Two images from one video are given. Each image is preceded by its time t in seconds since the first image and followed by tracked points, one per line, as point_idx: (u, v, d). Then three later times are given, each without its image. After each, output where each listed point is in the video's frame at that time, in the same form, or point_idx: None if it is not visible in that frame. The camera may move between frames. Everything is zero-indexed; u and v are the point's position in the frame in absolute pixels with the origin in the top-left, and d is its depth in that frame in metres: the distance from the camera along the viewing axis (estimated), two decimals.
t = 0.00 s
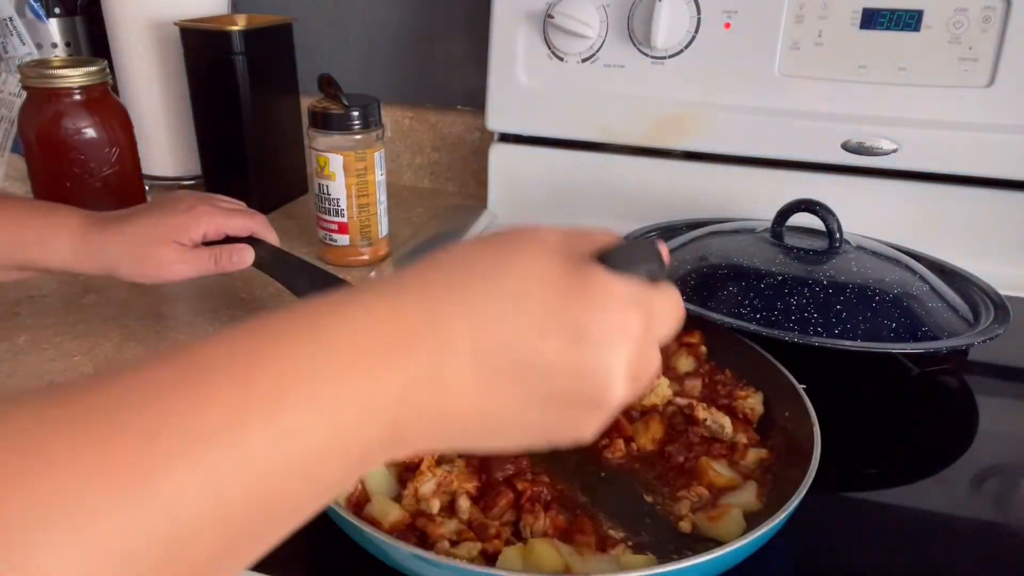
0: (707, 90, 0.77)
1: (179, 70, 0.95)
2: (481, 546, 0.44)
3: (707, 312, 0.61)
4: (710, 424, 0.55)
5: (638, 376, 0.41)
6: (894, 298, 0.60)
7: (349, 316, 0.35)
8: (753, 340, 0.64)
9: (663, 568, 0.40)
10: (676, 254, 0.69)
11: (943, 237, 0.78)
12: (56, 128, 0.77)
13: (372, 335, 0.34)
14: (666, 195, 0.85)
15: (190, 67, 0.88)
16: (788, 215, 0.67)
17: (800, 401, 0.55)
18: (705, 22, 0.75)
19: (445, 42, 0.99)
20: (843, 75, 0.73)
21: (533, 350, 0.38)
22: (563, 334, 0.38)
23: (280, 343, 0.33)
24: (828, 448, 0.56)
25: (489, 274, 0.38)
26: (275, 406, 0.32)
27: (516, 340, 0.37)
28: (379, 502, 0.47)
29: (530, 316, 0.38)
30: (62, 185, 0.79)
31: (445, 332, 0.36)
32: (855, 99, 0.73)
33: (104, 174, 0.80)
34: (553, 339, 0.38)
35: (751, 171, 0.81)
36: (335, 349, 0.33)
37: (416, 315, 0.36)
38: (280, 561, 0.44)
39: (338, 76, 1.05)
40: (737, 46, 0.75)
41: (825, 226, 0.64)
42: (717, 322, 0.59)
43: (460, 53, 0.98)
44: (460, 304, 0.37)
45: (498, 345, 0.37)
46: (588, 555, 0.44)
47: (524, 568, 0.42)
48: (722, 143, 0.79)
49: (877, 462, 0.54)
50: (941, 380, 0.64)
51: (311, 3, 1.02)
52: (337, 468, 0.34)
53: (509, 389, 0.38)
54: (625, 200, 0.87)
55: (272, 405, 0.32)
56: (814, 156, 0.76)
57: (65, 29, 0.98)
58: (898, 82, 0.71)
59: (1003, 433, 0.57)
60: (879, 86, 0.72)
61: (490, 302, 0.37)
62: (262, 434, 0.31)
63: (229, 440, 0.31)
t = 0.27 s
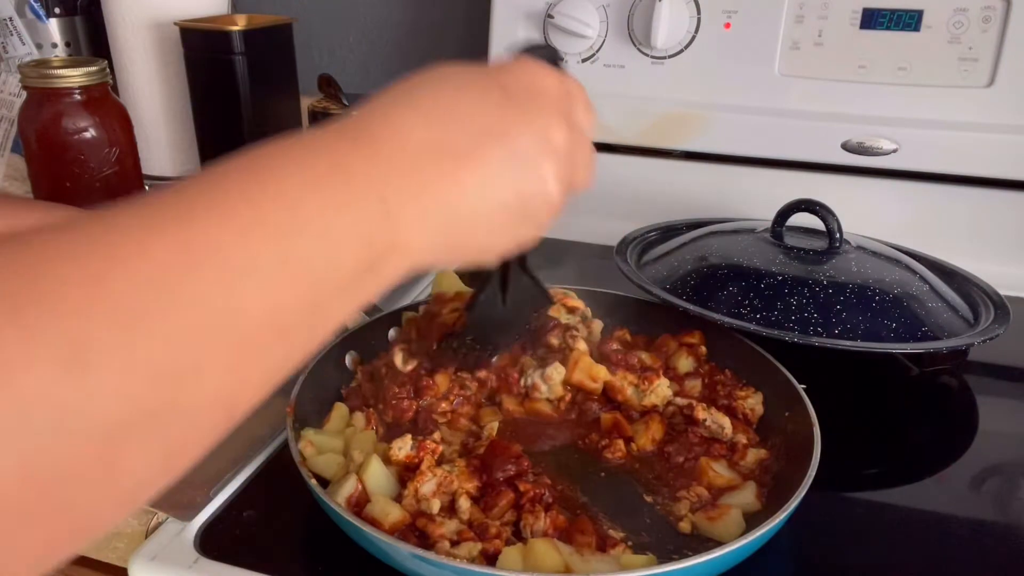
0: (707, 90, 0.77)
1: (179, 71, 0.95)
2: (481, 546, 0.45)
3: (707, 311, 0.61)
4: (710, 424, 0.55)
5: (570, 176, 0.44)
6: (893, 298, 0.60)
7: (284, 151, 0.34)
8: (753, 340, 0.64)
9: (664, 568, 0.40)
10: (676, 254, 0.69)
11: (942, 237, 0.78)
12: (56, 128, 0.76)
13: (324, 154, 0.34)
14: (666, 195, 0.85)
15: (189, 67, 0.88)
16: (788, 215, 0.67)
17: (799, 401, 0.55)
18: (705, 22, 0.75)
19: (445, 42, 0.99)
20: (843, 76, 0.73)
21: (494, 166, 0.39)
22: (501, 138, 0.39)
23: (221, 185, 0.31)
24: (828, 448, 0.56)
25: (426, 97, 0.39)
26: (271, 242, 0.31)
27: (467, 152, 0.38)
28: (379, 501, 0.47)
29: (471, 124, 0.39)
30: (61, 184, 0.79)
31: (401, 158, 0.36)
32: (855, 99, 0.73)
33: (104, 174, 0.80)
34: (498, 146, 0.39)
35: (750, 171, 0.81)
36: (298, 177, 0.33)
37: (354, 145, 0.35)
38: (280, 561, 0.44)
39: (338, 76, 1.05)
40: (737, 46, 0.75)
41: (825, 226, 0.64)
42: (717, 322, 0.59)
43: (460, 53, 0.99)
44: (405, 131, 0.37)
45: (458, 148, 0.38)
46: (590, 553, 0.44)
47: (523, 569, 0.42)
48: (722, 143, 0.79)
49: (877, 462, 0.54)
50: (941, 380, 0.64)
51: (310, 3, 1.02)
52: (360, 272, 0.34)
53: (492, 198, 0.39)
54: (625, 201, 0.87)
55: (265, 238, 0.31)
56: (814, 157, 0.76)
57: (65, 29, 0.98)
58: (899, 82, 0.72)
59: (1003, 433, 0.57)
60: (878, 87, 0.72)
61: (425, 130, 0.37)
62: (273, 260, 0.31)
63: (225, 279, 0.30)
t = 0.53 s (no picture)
0: (707, 90, 0.77)
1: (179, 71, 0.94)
2: (482, 546, 0.45)
3: (707, 311, 0.61)
4: (710, 425, 0.55)
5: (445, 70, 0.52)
6: (894, 299, 0.60)
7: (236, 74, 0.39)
8: (753, 340, 0.64)
9: (665, 568, 0.40)
10: (676, 254, 0.69)
11: (943, 237, 0.78)
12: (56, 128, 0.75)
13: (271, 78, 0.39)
14: (666, 194, 0.85)
15: (190, 67, 0.88)
16: (788, 215, 0.66)
17: (799, 401, 0.55)
18: (705, 22, 0.75)
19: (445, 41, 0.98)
20: (843, 76, 0.73)
21: (394, 76, 0.45)
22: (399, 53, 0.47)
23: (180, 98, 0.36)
24: (828, 448, 0.56)
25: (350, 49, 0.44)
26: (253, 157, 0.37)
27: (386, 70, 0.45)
28: (379, 502, 0.47)
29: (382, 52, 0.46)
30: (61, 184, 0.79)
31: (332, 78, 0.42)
32: (855, 99, 0.73)
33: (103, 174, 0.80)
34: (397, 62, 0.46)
35: (750, 171, 0.81)
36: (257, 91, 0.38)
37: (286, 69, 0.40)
38: (281, 562, 0.44)
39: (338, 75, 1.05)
40: (737, 46, 0.75)
41: (825, 226, 0.64)
42: (717, 322, 0.59)
43: (461, 53, 0.98)
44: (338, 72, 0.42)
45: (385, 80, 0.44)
46: (591, 553, 0.44)
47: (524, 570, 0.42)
48: (722, 143, 0.79)
49: (877, 462, 0.54)
50: (941, 380, 0.64)
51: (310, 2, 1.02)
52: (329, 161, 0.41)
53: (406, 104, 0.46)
54: (625, 201, 0.87)
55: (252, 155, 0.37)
56: (814, 157, 0.76)
57: (65, 29, 0.98)
58: (899, 82, 0.72)
59: (1003, 434, 0.57)
60: (879, 87, 0.72)
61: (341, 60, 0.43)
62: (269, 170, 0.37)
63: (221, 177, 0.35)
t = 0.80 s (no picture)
0: (707, 91, 0.77)
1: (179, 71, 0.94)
2: (482, 548, 0.45)
3: (707, 312, 0.61)
4: (717, 431, 0.54)
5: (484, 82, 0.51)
6: (894, 299, 0.60)
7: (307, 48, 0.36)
8: (753, 340, 0.64)
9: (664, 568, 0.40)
10: (675, 254, 0.69)
11: (943, 237, 0.78)
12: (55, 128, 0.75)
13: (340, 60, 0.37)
14: (666, 194, 0.85)
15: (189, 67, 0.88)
16: (788, 215, 0.67)
17: (802, 403, 0.55)
18: (705, 23, 0.75)
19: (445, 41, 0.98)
20: (843, 76, 0.73)
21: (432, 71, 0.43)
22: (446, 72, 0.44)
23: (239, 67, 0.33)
24: (828, 448, 0.56)
25: (406, 37, 0.42)
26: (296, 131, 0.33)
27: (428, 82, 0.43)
28: (380, 502, 0.47)
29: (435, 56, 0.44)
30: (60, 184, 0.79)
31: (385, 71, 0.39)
32: (855, 99, 0.73)
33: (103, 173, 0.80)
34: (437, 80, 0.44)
35: (750, 171, 0.81)
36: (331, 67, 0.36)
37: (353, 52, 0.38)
38: (282, 562, 0.44)
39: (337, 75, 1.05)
40: (737, 46, 0.75)
41: (825, 226, 0.64)
42: (717, 322, 0.59)
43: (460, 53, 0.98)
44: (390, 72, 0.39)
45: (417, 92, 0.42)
46: (605, 560, 0.43)
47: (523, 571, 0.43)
48: (722, 143, 0.79)
49: (878, 462, 0.54)
50: (941, 380, 0.64)
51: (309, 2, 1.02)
52: (360, 145, 0.37)
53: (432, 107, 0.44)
54: (625, 201, 0.87)
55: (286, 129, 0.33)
56: (814, 157, 0.76)
57: (65, 30, 0.98)
58: (898, 82, 0.72)
59: (1003, 433, 0.57)
60: (878, 87, 0.72)
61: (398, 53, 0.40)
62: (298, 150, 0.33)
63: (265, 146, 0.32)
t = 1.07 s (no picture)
0: (707, 90, 0.77)
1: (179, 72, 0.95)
2: (480, 548, 0.45)
3: (708, 312, 0.61)
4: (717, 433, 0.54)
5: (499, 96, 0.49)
6: (895, 299, 0.60)
7: (332, 44, 0.34)
8: (754, 340, 0.64)
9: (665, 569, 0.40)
10: (676, 254, 0.69)
11: (943, 237, 0.78)
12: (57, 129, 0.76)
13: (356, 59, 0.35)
14: (666, 194, 0.85)
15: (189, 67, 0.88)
16: (789, 215, 0.67)
17: (801, 404, 0.55)
18: (705, 23, 0.75)
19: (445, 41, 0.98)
20: (843, 76, 0.73)
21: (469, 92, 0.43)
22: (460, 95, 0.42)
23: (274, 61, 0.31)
24: (829, 448, 0.56)
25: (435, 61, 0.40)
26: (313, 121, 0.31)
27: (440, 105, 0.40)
28: (379, 502, 0.47)
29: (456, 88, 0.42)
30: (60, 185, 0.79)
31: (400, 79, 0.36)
32: (855, 99, 0.73)
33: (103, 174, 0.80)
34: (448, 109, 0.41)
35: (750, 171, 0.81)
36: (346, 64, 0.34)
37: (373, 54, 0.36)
38: (282, 563, 0.44)
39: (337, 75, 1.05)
40: (737, 46, 0.75)
41: (826, 226, 0.64)
42: (718, 323, 0.59)
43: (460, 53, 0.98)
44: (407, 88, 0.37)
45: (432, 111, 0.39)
46: (604, 562, 0.43)
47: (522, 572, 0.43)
48: (722, 143, 0.79)
49: (878, 462, 0.54)
50: (941, 380, 0.64)
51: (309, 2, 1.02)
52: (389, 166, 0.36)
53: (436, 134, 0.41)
54: (625, 202, 0.87)
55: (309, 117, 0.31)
56: (814, 157, 0.76)
57: (65, 30, 0.98)
58: (899, 82, 0.72)
59: (1003, 433, 0.57)
60: (879, 87, 0.72)
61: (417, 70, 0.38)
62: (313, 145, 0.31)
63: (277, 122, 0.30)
